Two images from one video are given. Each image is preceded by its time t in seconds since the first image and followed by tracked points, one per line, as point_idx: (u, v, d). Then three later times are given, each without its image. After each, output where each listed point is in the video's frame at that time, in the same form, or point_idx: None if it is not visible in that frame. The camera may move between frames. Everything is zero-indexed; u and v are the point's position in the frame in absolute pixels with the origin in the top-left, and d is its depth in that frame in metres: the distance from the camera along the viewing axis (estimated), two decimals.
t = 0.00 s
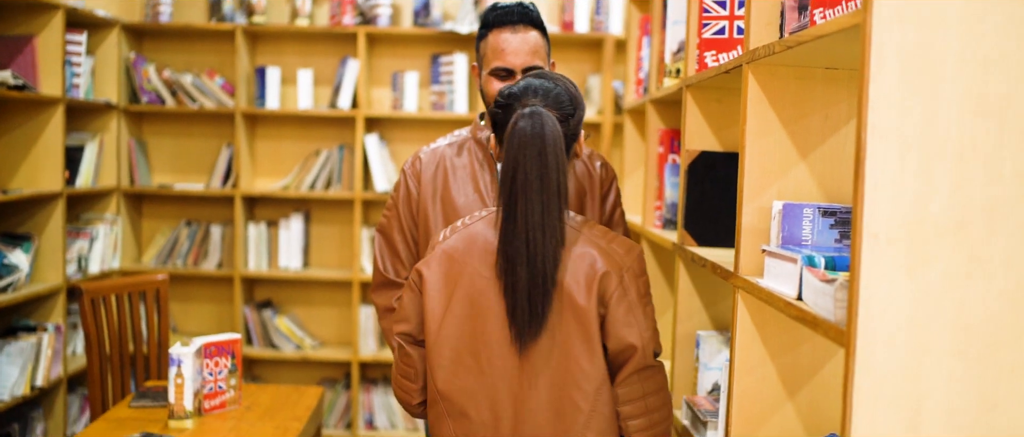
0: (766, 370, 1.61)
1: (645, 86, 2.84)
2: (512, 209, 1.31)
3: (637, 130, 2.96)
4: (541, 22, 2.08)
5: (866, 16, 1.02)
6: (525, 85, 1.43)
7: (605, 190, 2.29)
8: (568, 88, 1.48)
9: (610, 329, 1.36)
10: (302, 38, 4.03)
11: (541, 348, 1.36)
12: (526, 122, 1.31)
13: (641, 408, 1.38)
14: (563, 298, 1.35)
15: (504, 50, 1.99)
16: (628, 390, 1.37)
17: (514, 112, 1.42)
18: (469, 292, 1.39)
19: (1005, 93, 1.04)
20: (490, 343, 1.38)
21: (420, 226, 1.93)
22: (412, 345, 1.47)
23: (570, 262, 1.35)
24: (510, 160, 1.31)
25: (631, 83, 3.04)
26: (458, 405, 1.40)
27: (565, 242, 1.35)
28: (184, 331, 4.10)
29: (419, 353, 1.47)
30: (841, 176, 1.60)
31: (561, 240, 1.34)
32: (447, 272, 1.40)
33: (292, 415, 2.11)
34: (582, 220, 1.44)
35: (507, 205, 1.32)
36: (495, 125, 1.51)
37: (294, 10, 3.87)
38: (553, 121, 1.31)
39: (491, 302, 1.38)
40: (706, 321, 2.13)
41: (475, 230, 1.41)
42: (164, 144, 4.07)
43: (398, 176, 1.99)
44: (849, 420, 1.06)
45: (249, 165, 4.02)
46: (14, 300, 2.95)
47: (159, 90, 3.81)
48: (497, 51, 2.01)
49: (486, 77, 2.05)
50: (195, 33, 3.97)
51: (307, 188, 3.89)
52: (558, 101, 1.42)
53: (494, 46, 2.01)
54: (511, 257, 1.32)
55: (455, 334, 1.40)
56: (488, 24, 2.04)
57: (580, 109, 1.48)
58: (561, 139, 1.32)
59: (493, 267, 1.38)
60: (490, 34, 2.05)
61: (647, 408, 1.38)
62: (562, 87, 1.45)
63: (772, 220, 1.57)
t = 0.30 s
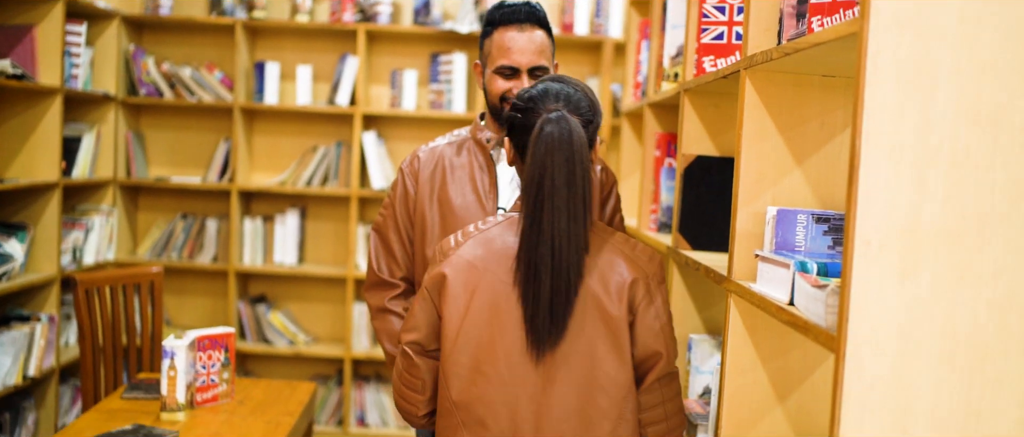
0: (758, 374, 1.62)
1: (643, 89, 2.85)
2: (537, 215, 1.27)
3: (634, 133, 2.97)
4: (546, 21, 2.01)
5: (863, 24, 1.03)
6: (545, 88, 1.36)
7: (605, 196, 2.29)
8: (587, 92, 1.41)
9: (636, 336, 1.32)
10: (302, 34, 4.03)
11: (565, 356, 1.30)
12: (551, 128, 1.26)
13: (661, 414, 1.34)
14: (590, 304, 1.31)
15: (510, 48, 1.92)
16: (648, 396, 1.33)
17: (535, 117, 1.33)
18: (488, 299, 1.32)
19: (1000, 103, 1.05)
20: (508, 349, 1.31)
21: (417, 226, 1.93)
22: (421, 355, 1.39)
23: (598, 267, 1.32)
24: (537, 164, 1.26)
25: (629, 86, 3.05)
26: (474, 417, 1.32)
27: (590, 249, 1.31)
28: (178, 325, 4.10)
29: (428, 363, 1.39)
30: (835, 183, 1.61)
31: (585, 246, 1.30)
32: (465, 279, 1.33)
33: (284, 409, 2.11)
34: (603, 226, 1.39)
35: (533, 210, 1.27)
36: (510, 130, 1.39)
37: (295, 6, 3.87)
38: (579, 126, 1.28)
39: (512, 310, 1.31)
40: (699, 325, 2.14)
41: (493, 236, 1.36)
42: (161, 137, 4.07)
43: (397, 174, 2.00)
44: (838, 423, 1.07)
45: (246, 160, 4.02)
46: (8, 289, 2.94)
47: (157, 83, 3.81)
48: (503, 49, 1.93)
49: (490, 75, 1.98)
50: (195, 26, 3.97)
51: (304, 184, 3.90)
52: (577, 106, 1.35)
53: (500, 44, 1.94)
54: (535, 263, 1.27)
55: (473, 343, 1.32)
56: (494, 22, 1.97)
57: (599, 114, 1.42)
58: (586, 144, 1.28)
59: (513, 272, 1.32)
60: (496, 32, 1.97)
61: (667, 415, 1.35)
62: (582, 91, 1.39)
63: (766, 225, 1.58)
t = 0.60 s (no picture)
0: (750, 378, 1.62)
1: (642, 92, 2.85)
2: (560, 219, 1.24)
3: (631, 135, 2.98)
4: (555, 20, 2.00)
5: (860, 31, 1.03)
6: (564, 89, 1.32)
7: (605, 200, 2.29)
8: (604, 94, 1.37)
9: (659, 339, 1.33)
10: (301, 31, 4.03)
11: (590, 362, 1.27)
12: (575, 132, 1.23)
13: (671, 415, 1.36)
14: (615, 309, 1.28)
15: (518, 43, 1.91)
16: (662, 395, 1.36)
17: (554, 119, 1.29)
18: (506, 307, 1.27)
19: (994, 111, 1.06)
20: (533, 355, 1.26)
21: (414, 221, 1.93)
22: (431, 362, 1.36)
23: (624, 272, 1.30)
24: (560, 168, 1.23)
25: (627, 89, 3.06)
26: (494, 426, 1.28)
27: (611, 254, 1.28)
28: (172, 319, 4.10)
29: (436, 370, 1.37)
30: (830, 188, 1.62)
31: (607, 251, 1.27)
32: (482, 287, 1.27)
33: (278, 406, 2.12)
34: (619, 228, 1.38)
35: (558, 214, 1.23)
36: (524, 131, 1.36)
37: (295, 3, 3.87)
38: (601, 131, 1.24)
39: (532, 318, 1.27)
40: (692, 327, 2.15)
41: (509, 241, 1.30)
42: (159, 131, 4.07)
43: (394, 171, 2.00)
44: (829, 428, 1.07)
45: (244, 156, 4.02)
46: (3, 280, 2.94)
47: (156, 77, 3.81)
48: (510, 44, 1.92)
49: (495, 70, 1.95)
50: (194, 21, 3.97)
51: (301, 180, 3.89)
52: (597, 108, 1.31)
53: (507, 38, 1.92)
54: (555, 268, 1.24)
55: (492, 351, 1.27)
56: (502, 16, 1.95)
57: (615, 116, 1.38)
58: (609, 148, 1.25)
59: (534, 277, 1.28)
60: (503, 26, 1.95)
61: (680, 419, 1.39)
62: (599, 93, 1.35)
63: (761, 229, 1.58)
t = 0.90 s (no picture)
0: (743, 381, 1.63)
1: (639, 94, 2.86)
2: (586, 220, 1.18)
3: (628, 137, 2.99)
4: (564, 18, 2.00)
5: (858, 37, 1.04)
6: (584, 89, 1.27)
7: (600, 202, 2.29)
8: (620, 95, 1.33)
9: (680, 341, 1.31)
10: (301, 28, 4.03)
11: (621, 366, 1.23)
12: (603, 131, 1.18)
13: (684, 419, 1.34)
14: (644, 312, 1.24)
15: (528, 39, 1.90)
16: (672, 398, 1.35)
17: (575, 118, 1.24)
18: (534, 312, 1.20)
19: (990, 120, 1.07)
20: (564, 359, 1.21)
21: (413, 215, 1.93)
22: (445, 369, 1.28)
23: (652, 275, 1.27)
24: (587, 168, 1.17)
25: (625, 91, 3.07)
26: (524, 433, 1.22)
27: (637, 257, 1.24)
28: (166, 314, 4.09)
29: (450, 376, 1.29)
30: (825, 193, 1.62)
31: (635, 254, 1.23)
32: (509, 290, 1.21)
33: (270, 402, 2.12)
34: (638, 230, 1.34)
35: (590, 215, 1.18)
36: (541, 130, 1.30)
37: None
38: (628, 130, 1.20)
39: (559, 321, 1.21)
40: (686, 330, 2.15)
41: (532, 243, 1.24)
42: (156, 125, 4.06)
43: (394, 165, 2.00)
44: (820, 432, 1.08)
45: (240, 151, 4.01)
46: None
47: (154, 71, 3.80)
48: (520, 39, 1.91)
49: (502, 65, 1.94)
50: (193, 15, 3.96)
51: (297, 177, 3.89)
52: (617, 109, 1.27)
53: (517, 33, 1.91)
54: (584, 272, 1.18)
55: (521, 357, 1.21)
56: (513, 10, 1.93)
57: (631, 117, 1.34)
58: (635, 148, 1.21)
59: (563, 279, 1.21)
60: (513, 20, 1.94)
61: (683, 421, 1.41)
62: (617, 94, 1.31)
63: (756, 233, 1.59)
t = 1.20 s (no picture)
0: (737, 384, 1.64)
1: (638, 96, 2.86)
2: (610, 221, 1.18)
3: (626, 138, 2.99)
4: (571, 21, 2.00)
5: (856, 41, 1.04)
6: (598, 86, 1.26)
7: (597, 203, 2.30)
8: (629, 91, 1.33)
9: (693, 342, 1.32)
10: (300, 25, 4.02)
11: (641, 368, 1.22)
12: (620, 129, 1.18)
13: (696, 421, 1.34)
14: (662, 313, 1.24)
15: (534, 42, 1.91)
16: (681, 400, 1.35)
17: (590, 116, 1.23)
18: (557, 314, 1.19)
19: (987, 127, 1.07)
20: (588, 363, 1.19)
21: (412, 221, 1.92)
22: (455, 373, 1.24)
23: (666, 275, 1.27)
24: (608, 168, 1.17)
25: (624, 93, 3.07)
26: None
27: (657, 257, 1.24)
28: (161, 310, 4.09)
29: (462, 379, 1.25)
30: (822, 197, 1.63)
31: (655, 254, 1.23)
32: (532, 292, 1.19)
33: (264, 399, 2.11)
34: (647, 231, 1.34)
35: (612, 217, 1.17)
36: (553, 127, 1.29)
37: None
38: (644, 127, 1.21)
39: (582, 326, 1.20)
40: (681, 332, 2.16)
41: (550, 244, 1.22)
42: (153, 120, 4.05)
43: (394, 169, 2.00)
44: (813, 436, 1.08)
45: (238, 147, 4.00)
46: None
47: (152, 67, 3.80)
48: (526, 41, 1.92)
49: (508, 68, 1.95)
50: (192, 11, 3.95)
51: (294, 174, 3.89)
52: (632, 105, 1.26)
53: (524, 35, 1.91)
54: (611, 274, 1.17)
55: (546, 362, 1.19)
56: (519, 12, 1.94)
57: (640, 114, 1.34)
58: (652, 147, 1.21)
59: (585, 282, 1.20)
60: (519, 22, 1.94)
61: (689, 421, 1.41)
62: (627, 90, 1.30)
63: (752, 236, 1.59)
